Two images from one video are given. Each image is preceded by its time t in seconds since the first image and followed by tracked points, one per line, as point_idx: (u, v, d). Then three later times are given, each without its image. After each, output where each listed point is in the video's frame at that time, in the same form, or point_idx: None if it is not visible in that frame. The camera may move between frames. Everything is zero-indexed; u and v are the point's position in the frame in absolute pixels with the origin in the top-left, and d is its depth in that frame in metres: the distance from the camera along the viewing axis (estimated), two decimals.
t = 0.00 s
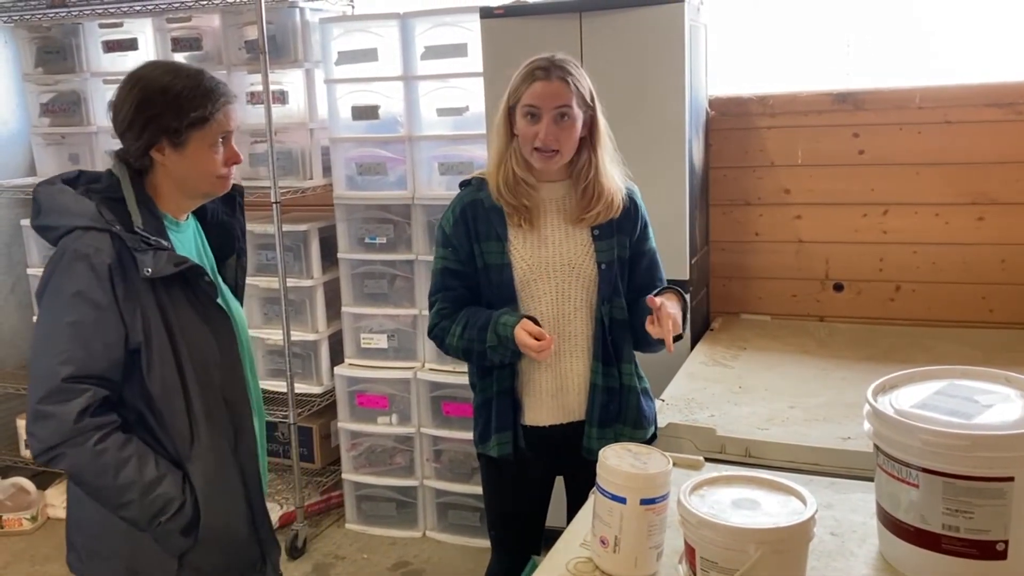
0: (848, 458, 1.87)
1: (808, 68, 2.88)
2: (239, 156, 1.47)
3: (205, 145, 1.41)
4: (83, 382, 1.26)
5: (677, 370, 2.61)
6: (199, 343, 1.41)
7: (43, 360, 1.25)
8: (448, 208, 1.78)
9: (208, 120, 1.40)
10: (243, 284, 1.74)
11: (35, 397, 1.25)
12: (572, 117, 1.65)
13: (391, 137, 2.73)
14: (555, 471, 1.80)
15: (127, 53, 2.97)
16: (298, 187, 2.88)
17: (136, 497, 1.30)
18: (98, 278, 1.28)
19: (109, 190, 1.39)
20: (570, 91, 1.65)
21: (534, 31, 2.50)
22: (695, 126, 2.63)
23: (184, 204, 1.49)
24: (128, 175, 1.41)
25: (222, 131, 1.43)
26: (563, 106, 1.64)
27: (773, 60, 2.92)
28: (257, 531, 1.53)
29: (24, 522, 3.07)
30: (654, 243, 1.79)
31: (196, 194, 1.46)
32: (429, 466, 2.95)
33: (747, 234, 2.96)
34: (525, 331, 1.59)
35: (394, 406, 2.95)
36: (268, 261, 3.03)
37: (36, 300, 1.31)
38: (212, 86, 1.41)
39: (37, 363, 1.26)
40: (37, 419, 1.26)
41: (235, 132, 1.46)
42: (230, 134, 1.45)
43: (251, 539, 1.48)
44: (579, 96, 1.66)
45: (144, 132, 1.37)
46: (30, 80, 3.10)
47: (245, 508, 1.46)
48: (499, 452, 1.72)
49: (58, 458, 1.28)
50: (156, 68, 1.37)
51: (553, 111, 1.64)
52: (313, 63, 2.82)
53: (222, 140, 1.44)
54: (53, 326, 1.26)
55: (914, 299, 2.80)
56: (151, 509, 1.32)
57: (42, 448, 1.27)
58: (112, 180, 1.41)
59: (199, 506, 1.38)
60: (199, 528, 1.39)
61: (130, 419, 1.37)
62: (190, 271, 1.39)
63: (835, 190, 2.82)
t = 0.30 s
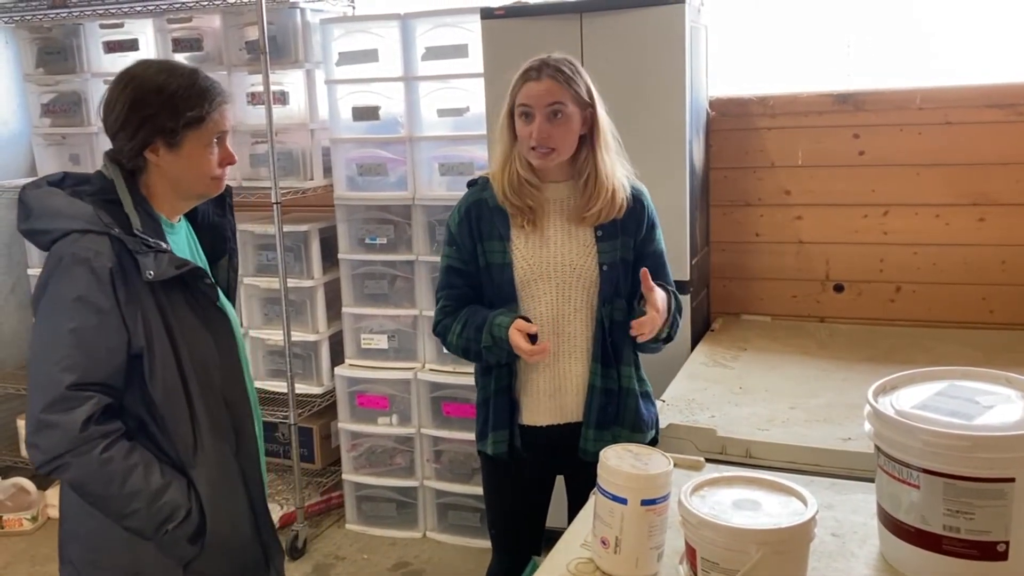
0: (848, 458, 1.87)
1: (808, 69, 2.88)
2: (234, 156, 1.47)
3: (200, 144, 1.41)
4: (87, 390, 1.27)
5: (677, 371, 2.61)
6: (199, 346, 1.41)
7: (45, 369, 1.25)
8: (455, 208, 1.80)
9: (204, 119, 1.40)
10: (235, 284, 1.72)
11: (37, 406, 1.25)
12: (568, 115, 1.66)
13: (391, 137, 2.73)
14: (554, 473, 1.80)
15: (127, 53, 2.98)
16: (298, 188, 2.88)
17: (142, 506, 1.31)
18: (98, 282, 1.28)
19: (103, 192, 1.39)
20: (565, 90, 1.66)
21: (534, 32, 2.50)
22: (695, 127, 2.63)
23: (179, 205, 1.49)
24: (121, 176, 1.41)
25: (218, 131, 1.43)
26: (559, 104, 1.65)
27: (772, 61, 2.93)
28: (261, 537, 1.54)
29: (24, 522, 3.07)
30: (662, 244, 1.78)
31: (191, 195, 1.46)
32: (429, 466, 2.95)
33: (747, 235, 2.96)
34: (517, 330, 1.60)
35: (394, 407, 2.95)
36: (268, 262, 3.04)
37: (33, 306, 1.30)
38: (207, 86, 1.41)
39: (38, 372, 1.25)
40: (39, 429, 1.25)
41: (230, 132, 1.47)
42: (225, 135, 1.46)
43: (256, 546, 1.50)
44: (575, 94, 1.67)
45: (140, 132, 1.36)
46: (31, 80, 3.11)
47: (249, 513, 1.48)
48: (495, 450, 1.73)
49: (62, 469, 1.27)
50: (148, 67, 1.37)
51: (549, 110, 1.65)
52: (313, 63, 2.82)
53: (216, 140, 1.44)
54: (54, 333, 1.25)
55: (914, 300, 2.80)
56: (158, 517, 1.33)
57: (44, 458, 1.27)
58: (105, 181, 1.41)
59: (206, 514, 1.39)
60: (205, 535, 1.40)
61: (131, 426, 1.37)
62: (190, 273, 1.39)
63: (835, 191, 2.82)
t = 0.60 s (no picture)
0: (848, 459, 1.87)
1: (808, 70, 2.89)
2: (236, 158, 1.47)
3: (202, 145, 1.41)
4: (89, 394, 1.27)
5: (677, 372, 2.61)
6: (200, 349, 1.41)
7: (47, 372, 1.25)
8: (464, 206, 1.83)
9: (206, 120, 1.40)
10: (234, 287, 1.70)
11: (40, 410, 1.25)
12: (560, 114, 1.66)
13: (392, 138, 2.73)
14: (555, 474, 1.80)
15: (129, 54, 2.99)
16: (299, 189, 2.88)
17: (144, 510, 1.31)
18: (100, 285, 1.27)
19: (103, 193, 1.38)
20: (558, 89, 1.66)
21: (534, 33, 2.50)
22: (696, 128, 2.63)
23: (180, 205, 1.49)
24: (122, 176, 1.41)
25: (220, 133, 1.43)
26: (550, 104, 1.66)
27: (773, 63, 2.93)
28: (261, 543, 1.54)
29: (25, 523, 3.07)
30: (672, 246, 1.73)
31: (192, 196, 1.46)
32: (430, 467, 2.95)
33: (747, 236, 2.96)
34: (501, 293, 1.63)
35: (394, 408, 2.95)
36: (268, 263, 3.04)
37: (34, 308, 1.30)
38: (210, 87, 1.41)
39: (40, 375, 1.25)
40: (42, 432, 1.25)
41: (233, 133, 1.47)
42: (227, 136, 1.46)
43: (257, 551, 1.50)
44: (569, 93, 1.67)
45: (142, 132, 1.36)
46: (31, 81, 3.11)
47: (249, 518, 1.47)
48: (494, 448, 1.75)
49: (64, 472, 1.28)
50: (153, 67, 1.37)
51: (540, 110, 1.66)
52: (314, 64, 2.82)
53: (218, 142, 1.44)
54: (57, 335, 1.25)
55: (914, 301, 2.80)
56: (159, 522, 1.33)
57: (46, 462, 1.27)
58: (104, 181, 1.40)
59: (207, 519, 1.39)
60: (206, 540, 1.40)
61: (130, 430, 1.36)
62: (192, 275, 1.39)
63: (836, 192, 2.82)
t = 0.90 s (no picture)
0: (848, 461, 1.87)
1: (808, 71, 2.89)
2: (236, 160, 1.48)
3: (202, 147, 1.41)
4: (91, 396, 1.26)
5: (677, 373, 2.61)
6: (201, 350, 1.41)
7: (49, 374, 1.24)
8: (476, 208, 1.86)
9: (207, 122, 1.40)
10: (231, 288, 1.68)
11: (42, 412, 1.25)
12: (550, 124, 1.66)
13: (392, 139, 2.73)
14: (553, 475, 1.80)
15: (129, 55, 2.99)
16: (299, 190, 2.88)
17: (148, 512, 1.31)
18: (102, 286, 1.27)
19: (103, 195, 1.38)
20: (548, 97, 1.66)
21: (534, 34, 2.50)
22: (696, 130, 2.64)
23: (179, 207, 1.49)
24: (121, 177, 1.40)
25: (220, 135, 1.44)
26: (539, 114, 1.66)
27: (773, 64, 2.93)
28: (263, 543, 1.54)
29: (24, 524, 3.06)
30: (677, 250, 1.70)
31: (192, 197, 1.46)
32: (430, 468, 2.95)
33: (747, 238, 2.96)
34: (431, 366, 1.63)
35: (394, 409, 2.95)
36: (268, 264, 3.04)
37: (36, 310, 1.30)
38: (211, 89, 1.41)
39: (43, 377, 1.25)
40: (45, 434, 1.25)
41: (233, 135, 1.47)
42: (227, 138, 1.46)
43: (259, 551, 1.50)
44: (558, 102, 1.66)
45: (142, 133, 1.36)
46: (31, 82, 3.11)
47: (251, 519, 1.47)
48: (494, 448, 1.76)
49: (67, 474, 1.27)
50: (154, 69, 1.37)
51: (531, 119, 1.67)
52: (314, 65, 2.82)
53: (217, 144, 1.44)
54: (60, 337, 1.25)
55: (914, 302, 2.81)
56: (163, 523, 1.33)
57: (50, 464, 1.27)
58: (104, 183, 1.39)
59: (210, 520, 1.39)
60: (209, 541, 1.39)
61: (133, 432, 1.36)
62: (194, 276, 1.39)
63: (836, 193, 2.82)
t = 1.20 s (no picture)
0: (847, 462, 1.87)
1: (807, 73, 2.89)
2: (233, 163, 1.48)
3: (199, 149, 1.41)
4: (92, 396, 1.26)
5: (677, 374, 2.61)
6: (200, 351, 1.41)
7: (49, 376, 1.24)
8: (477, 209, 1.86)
9: (205, 125, 1.40)
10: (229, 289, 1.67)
11: (42, 413, 1.25)
12: (548, 121, 1.66)
13: (391, 141, 2.73)
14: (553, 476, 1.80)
15: (128, 56, 2.99)
16: (298, 191, 2.88)
17: (149, 511, 1.31)
18: (101, 287, 1.27)
19: (101, 197, 1.38)
20: (546, 95, 1.67)
21: (533, 36, 2.50)
22: (695, 131, 2.64)
23: (176, 209, 1.49)
24: (118, 179, 1.40)
25: (218, 138, 1.44)
26: (537, 112, 1.66)
27: (773, 66, 2.93)
28: (264, 542, 1.54)
29: (23, 526, 3.06)
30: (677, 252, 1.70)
31: (188, 199, 1.46)
32: (429, 470, 2.95)
33: (746, 239, 2.96)
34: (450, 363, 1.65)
35: (394, 410, 2.95)
36: (268, 265, 3.04)
37: (35, 313, 1.30)
38: (209, 92, 1.41)
39: (43, 379, 1.25)
40: (46, 435, 1.25)
41: (230, 139, 1.47)
42: (225, 141, 1.46)
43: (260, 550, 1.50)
44: (557, 99, 1.66)
45: (138, 134, 1.36)
46: (31, 84, 3.11)
47: (253, 518, 1.47)
48: (493, 447, 1.76)
49: (68, 475, 1.27)
50: (153, 71, 1.37)
51: (529, 116, 1.67)
52: (314, 67, 2.82)
53: (215, 147, 1.44)
54: (60, 339, 1.25)
55: (913, 303, 2.81)
56: (164, 522, 1.33)
57: (51, 464, 1.27)
58: (102, 186, 1.39)
59: (212, 519, 1.39)
60: (210, 540, 1.40)
61: (134, 432, 1.36)
62: (193, 277, 1.39)
63: (835, 195, 2.82)
